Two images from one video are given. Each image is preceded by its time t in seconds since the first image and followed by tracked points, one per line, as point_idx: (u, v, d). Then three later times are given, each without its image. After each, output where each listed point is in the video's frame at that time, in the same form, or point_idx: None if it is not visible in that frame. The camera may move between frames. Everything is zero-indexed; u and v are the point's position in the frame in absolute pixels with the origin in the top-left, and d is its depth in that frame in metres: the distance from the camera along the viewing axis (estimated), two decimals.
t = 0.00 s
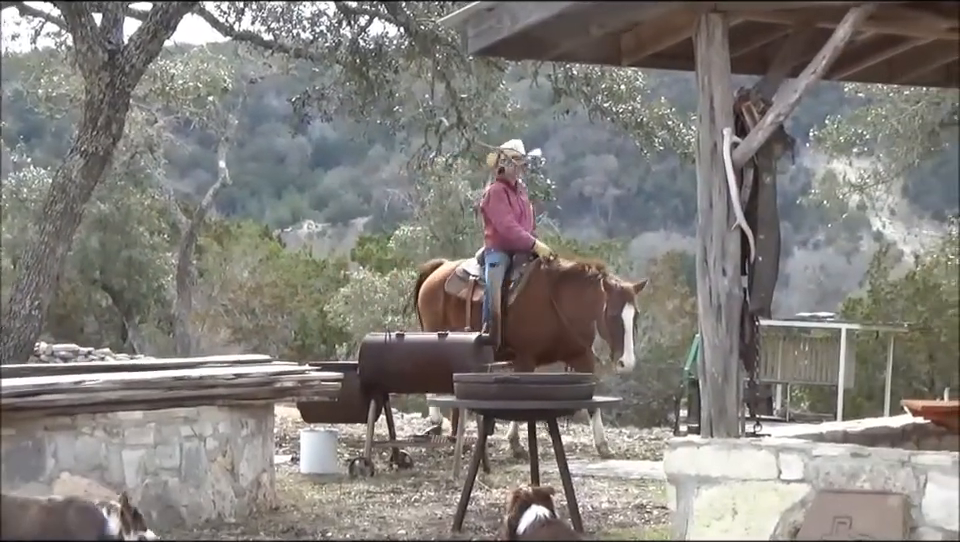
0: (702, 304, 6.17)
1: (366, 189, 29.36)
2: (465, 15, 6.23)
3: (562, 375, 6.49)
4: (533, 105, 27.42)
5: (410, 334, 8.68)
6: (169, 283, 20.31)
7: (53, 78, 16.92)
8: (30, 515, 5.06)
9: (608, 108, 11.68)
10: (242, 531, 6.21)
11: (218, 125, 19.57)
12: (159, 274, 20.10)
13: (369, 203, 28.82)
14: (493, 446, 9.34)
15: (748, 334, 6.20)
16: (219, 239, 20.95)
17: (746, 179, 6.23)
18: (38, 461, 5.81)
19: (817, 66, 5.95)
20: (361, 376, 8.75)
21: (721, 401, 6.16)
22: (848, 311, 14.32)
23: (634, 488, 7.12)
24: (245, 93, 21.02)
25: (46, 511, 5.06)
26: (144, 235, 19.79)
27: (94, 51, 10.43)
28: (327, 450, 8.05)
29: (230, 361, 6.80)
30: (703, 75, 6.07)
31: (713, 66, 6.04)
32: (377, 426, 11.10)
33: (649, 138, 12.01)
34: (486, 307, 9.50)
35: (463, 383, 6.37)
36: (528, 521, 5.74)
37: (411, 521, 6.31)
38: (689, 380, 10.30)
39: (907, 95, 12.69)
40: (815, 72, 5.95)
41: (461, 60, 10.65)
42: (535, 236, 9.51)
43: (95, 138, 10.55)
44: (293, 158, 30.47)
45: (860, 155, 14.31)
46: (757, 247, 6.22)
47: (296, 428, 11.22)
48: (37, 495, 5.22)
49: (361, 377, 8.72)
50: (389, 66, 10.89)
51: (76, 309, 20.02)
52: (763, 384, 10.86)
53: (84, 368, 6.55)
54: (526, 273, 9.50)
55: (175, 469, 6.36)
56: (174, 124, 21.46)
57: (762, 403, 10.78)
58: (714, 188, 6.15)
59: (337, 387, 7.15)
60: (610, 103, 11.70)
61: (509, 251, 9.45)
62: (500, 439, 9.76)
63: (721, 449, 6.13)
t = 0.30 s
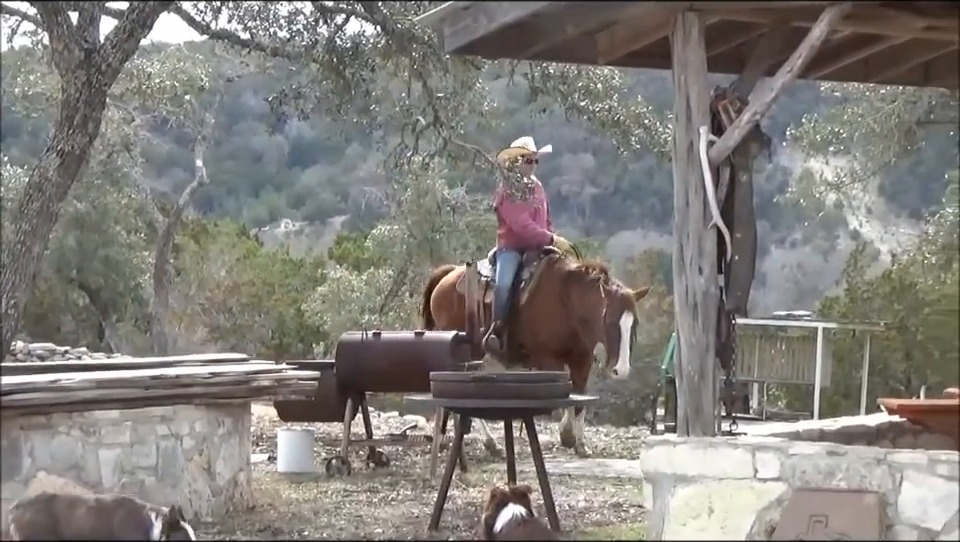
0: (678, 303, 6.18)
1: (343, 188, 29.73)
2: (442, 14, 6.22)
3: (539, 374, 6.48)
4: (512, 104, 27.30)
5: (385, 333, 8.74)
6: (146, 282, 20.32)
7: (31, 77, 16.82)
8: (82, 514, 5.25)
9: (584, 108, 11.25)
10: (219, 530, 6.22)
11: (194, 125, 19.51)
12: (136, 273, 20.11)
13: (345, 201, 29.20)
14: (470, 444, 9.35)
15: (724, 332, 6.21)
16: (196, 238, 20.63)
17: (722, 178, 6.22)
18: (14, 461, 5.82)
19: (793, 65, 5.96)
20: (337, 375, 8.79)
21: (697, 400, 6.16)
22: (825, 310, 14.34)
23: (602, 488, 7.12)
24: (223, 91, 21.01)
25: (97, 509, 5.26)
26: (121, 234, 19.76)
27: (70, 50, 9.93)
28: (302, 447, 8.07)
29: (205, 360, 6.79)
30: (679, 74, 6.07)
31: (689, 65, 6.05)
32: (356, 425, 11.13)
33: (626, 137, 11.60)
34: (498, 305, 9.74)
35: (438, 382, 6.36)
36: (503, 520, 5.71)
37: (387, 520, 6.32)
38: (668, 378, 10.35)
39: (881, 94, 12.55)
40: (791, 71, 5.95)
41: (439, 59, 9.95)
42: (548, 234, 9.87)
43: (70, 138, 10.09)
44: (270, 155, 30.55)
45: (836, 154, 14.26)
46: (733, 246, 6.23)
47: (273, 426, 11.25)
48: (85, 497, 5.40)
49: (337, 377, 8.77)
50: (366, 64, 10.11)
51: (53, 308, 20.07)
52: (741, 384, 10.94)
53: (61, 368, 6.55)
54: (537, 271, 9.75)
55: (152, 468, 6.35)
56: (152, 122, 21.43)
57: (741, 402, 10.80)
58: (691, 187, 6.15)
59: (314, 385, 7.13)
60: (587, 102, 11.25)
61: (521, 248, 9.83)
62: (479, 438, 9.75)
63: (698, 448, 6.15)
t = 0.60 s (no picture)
0: (652, 305, 6.19)
1: (316, 190, 30.13)
2: (415, 15, 6.19)
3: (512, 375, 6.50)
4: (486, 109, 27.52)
5: (359, 336, 9.31)
6: (118, 284, 21.08)
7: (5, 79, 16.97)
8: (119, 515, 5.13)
9: (558, 110, 11.06)
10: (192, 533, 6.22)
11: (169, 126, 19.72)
12: (109, 275, 20.85)
13: (319, 203, 29.71)
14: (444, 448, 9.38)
15: (697, 335, 6.20)
16: (168, 239, 21.87)
17: (695, 180, 6.22)
18: None
19: (766, 67, 5.97)
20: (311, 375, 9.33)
21: (670, 402, 6.18)
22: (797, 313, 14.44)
23: (571, 491, 7.16)
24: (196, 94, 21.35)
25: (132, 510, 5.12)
26: (93, 236, 20.72)
27: (44, 52, 9.94)
28: (273, 449, 8.39)
29: (180, 362, 6.81)
30: (652, 76, 6.07)
31: (662, 68, 6.04)
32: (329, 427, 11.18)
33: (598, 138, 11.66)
34: (499, 304, 9.87)
35: (412, 383, 6.38)
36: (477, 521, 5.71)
37: (361, 522, 6.30)
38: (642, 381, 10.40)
39: (855, 95, 12.60)
40: (764, 73, 5.97)
41: (412, 61, 9.94)
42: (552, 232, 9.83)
43: (43, 139, 10.01)
44: (244, 157, 31.24)
45: (808, 157, 14.34)
46: (706, 247, 6.23)
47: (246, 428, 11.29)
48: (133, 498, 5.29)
49: (311, 376, 9.31)
50: (339, 67, 10.20)
51: (27, 310, 20.12)
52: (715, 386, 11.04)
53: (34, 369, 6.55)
54: (538, 271, 9.86)
55: (124, 470, 6.35)
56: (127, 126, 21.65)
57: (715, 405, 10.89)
58: (664, 189, 6.15)
59: (287, 388, 7.19)
60: (561, 105, 11.07)
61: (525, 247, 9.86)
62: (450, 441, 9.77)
63: (670, 449, 6.15)
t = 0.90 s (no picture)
0: (616, 305, 6.19)
1: (283, 188, 30.17)
2: (380, 15, 6.17)
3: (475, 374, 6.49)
4: (450, 107, 27.50)
5: (322, 335, 8.99)
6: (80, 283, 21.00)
7: None
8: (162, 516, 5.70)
9: (523, 108, 11.37)
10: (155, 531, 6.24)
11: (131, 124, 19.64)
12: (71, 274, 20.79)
13: (285, 201, 29.70)
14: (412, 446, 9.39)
15: (660, 335, 6.20)
16: (134, 237, 20.95)
17: (660, 180, 6.21)
18: None
19: (731, 67, 5.97)
20: (275, 376, 9.08)
21: (635, 402, 6.18)
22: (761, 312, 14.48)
23: (523, 489, 7.17)
24: (158, 93, 21.30)
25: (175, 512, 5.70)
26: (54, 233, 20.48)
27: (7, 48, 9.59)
28: (239, 447, 8.37)
29: (144, 360, 6.81)
30: (616, 76, 6.07)
31: (627, 68, 6.05)
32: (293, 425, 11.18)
33: (564, 137, 12.00)
34: (486, 299, 9.65)
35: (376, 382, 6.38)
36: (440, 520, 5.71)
37: (324, 521, 6.31)
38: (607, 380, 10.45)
39: (821, 96, 12.61)
40: (729, 73, 5.97)
41: (377, 60, 10.23)
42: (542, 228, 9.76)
43: (6, 138, 9.55)
44: (209, 155, 31.13)
45: (772, 156, 14.34)
46: (670, 247, 6.23)
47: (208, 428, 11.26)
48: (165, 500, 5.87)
49: (275, 377, 9.07)
50: (304, 66, 10.44)
51: None
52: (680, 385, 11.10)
53: None
54: (525, 264, 9.60)
55: (88, 469, 6.35)
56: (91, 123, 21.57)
57: (681, 404, 10.94)
58: (628, 188, 6.15)
59: (253, 387, 7.16)
60: (525, 104, 11.40)
61: (513, 242, 9.74)
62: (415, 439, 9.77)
63: (633, 449, 6.19)
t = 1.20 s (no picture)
0: (581, 305, 6.20)
1: (248, 187, 30.05)
2: (345, 14, 6.17)
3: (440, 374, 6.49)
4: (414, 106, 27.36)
5: (287, 333, 8.93)
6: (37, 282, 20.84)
7: None
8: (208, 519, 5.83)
9: (488, 107, 11.17)
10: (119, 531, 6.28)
11: (96, 122, 19.55)
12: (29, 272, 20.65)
13: (251, 200, 29.51)
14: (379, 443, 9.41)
15: (625, 334, 6.22)
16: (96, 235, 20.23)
17: (624, 179, 6.21)
18: None
19: (695, 66, 5.97)
20: (240, 376, 9.05)
21: (599, 400, 6.19)
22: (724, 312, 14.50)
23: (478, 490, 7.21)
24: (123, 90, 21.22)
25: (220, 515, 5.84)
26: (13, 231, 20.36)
27: None
28: (201, 447, 8.37)
29: (108, 359, 6.81)
30: (581, 75, 6.07)
31: (592, 67, 6.05)
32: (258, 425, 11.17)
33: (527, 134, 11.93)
34: (487, 303, 9.50)
35: (342, 381, 6.36)
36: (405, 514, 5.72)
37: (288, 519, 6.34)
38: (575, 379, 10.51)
39: (786, 96, 12.53)
40: (693, 73, 5.97)
41: (342, 58, 10.21)
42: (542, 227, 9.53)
43: None
44: (174, 153, 31.00)
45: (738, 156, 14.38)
46: (635, 246, 6.23)
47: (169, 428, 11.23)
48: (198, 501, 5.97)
49: (240, 377, 9.03)
50: (269, 65, 10.31)
51: None
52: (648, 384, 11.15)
53: None
54: (526, 264, 9.43)
55: (52, 467, 6.33)
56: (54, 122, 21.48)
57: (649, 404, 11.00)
58: (593, 187, 6.16)
59: (217, 384, 7.14)
60: (490, 103, 11.20)
61: (513, 243, 9.54)
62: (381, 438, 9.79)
63: (598, 448, 6.21)
